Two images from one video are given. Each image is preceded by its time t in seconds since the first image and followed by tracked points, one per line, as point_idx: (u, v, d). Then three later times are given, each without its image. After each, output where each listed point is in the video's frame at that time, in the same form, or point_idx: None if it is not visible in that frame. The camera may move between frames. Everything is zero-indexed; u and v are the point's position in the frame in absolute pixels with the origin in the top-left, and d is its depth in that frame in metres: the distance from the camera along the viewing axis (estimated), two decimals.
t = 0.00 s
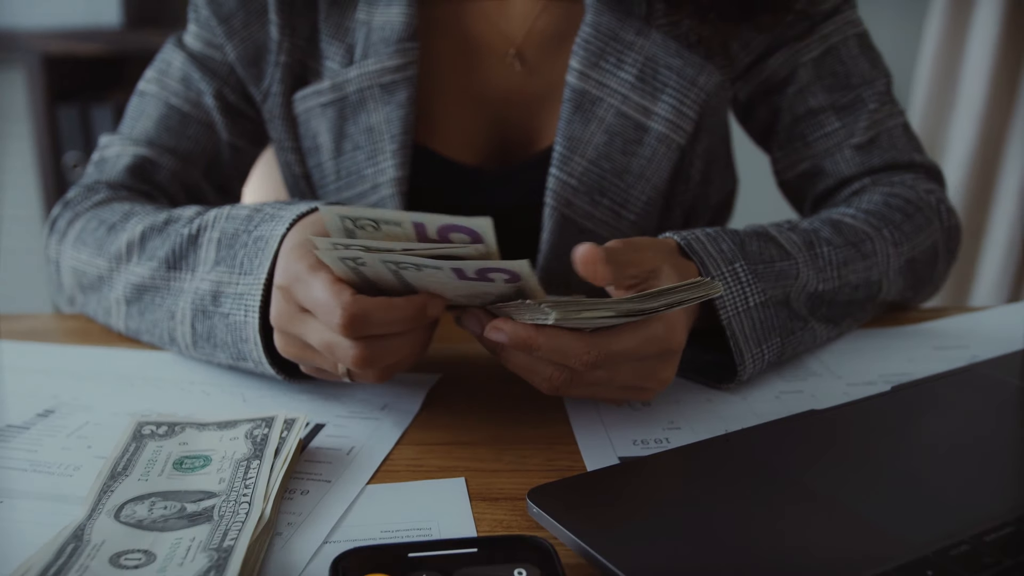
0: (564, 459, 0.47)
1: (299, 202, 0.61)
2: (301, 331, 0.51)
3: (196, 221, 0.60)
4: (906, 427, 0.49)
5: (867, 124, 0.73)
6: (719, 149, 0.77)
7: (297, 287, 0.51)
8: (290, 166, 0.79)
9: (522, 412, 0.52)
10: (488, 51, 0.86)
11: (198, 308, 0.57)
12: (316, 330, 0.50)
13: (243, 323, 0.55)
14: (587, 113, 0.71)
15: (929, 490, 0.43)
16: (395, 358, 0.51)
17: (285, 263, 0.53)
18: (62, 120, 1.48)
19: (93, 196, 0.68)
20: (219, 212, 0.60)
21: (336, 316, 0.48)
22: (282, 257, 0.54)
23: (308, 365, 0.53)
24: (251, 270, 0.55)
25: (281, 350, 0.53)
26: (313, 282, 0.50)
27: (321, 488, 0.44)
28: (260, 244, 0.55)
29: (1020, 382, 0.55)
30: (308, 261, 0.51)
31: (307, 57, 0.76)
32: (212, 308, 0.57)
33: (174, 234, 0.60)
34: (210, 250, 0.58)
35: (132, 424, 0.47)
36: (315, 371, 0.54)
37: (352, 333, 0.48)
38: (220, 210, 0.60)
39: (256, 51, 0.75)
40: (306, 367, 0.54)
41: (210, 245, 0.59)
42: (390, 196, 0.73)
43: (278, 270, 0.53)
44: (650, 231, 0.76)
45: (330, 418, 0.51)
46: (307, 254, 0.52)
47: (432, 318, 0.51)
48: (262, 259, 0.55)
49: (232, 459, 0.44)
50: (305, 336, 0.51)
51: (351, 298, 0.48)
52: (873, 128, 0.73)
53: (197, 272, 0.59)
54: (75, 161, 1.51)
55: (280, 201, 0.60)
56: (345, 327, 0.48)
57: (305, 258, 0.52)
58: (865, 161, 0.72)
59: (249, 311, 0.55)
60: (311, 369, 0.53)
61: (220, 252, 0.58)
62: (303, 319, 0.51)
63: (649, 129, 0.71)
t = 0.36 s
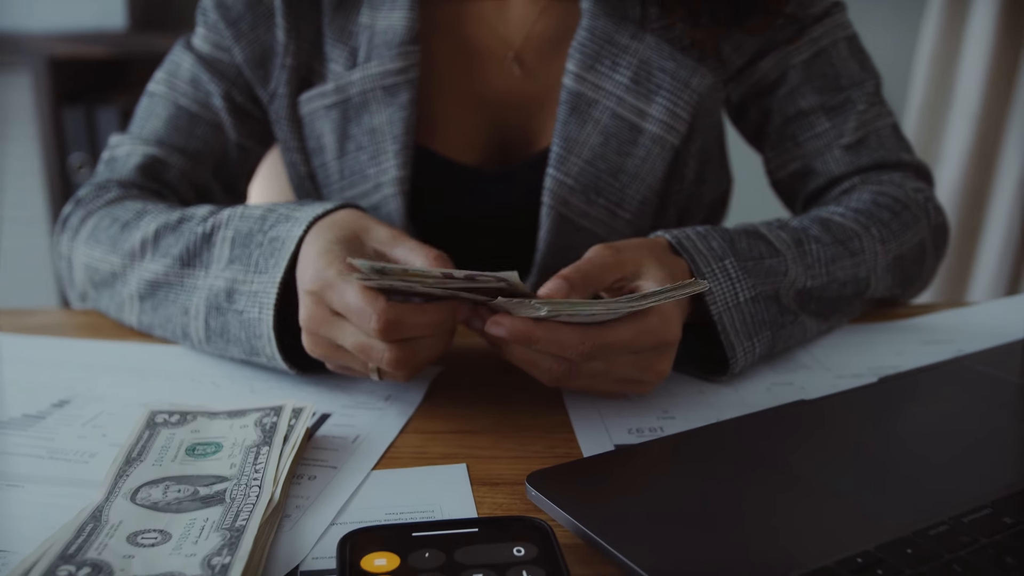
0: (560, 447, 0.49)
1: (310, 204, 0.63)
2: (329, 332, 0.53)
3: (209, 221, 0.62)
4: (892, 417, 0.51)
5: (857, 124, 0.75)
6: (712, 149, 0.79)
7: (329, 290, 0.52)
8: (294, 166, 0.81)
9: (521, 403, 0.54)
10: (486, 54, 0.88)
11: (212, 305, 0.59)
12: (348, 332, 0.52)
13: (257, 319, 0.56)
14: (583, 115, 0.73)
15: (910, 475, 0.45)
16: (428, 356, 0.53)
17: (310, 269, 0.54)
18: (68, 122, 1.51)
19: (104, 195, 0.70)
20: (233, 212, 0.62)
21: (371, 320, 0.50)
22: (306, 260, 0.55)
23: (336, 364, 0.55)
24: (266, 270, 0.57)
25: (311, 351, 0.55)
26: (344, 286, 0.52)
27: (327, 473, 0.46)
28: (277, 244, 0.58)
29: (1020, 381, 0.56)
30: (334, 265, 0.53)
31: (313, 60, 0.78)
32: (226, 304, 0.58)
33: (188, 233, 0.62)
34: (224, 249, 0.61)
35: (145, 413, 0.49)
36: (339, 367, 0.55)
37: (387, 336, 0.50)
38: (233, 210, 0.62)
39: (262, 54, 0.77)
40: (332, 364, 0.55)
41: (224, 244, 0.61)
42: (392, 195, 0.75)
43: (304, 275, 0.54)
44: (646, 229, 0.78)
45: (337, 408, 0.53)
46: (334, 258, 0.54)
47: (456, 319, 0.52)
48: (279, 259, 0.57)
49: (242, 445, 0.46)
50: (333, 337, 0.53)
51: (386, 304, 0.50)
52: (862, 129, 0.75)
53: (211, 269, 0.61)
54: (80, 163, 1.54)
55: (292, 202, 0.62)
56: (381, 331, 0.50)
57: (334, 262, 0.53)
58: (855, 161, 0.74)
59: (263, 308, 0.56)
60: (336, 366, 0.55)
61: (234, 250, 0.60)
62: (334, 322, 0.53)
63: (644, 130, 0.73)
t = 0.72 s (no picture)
0: (553, 436, 0.50)
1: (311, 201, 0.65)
2: (324, 323, 0.55)
3: (214, 217, 0.64)
4: (876, 408, 0.53)
5: (844, 124, 0.76)
6: (704, 149, 0.81)
7: (319, 283, 0.54)
8: (295, 166, 0.82)
9: (516, 392, 0.56)
10: (485, 56, 0.90)
11: (216, 298, 0.61)
12: (338, 324, 0.54)
13: (260, 312, 0.58)
14: (577, 115, 0.75)
15: (889, 462, 0.46)
16: (409, 350, 0.54)
17: (307, 260, 0.56)
18: (71, 124, 1.52)
19: (110, 194, 0.72)
20: (237, 209, 0.64)
21: (357, 311, 0.51)
22: (305, 253, 0.57)
23: (333, 354, 0.56)
24: (268, 263, 0.59)
25: (311, 341, 0.57)
26: (334, 277, 0.53)
27: (327, 460, 0.47)
28: (279, 239, 0.59)
29: (1019, 379, 0.57)
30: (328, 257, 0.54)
31: (313, 62, 0.80)
32: (230, 298, 0.60)
33: (193, 229, 0.64)
34: (228, 244, 0.62)
35: (151, 404, 0.51)
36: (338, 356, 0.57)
37: (371, 327, 0.52)
38: (237, 207, 0.64)
39: (264, 56, 0.79)
40: (332, 354, 0.57)
41: (228, 240, 0.62)
42: (390, 193, 0.77)
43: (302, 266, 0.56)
44: (639, 227, 0.79)
45: (337, 398, 0.54)
46: (329, 251, 0.55)
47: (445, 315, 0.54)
48: (281, 254, 0.59)
49: (246, 433, 0.48)
50: (328, 328, 0.54)
51: (371, 296, 0.51)
52: (849, 129, 0.76)
53: (215, 264, 0.62)
54: (83, 165, 1.55)
55: (294, 198, 0.63)
56: (364, 322, 0.51)
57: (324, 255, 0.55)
58: (843, 160, 0.76)
59: (266, 299, 0.58)
60: (336, 356, 0.57)
61: (238, 246, 0.62)
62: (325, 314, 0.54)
63: (637, 130, 0.75)
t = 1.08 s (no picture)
0: (549, 430, 0.52)
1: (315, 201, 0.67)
2: (320, 315, 0.56)
3: (221, 216, 0.65)
4: (867, 404, 0.54)
5: (837, 126, 0.78)
6: (699, 151, 0.82)
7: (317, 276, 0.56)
8: (297, 167, 0.83)
9: (515, 389, 0.57)
10: (484, 59, 0.91)
11: (221, 294, 0.62)
12: (334, 316, 0.55)
13: (264, 307, 0.59)
14: (574, 117, 0.76)
15: (877, 455, 0.47)
16: (403, 344, 0.55)
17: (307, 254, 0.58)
18: (74, 125, 1.54)
19: (115, 195, 0.73)
20: (243, 208, 0.65)
21: (348, 301, 0.53)
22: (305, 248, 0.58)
23: (330, 347, 0.58)
24: (274, 260, 0.60)
25: (306, 333, 0.58)
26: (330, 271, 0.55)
27: (328, 453, 0.48)
28: (284, 236, 0.60)
29: (1020, 380, 0.57)
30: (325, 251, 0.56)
31: (315, 65, 0.81)
32: (235, 293, 0.61)
33: (200, 227, 0.65)
34: (234, 242, 0.63)
35: (157, 399, 0.52)
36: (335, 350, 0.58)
37: (362, 318, 0.53)
38: (243, 207, 0.65)
39: (267, 58, 0.80)
40: (327, 347, 0.58)
41: (234, 238, 0.64)
42: (391, 194, 0.78)
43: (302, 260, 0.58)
44: (635, 228, 0.81)
45: (338, 394, 0.55)
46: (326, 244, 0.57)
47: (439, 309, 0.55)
48: (285, 249, 0.60)
49: (250, 427, 0.49)
50: (323, 320, 0.56)
51: (362, 287, 0.52)
52: (842, 131, 0.78)
53: (221, 262, 0.63)
54: (85, 167, 1.56)
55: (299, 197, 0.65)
56: (357, 313, 0.53)
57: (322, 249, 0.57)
58: (836, 161, 0.77)
59: (271, 296, 0.59)
60: (333, 350, 0.58)
61: (243, 244, 0.63)
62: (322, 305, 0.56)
63: (632, 131, 0.76)
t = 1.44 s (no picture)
0: (550, 430, 0.52)
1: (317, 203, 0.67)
2: (312, 317, 0.57)
3: (223, 218, 0.66)
4: (865, 403, 0.54)
5: (835, 128, 0.78)
6: (698, 152, 0.83)
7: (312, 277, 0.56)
8: (299, 169, 0.84)
9: (516, 389, 0.57)
10: (484, 62, 0.92)
11: (223, 295, 0.62)
12: (325, 317, 0.56)
13: (266, 308, 0.59)
14: (574, 119, 0.76)
15: (875, 454, 0.48)
16: (395, 343, 0.56)
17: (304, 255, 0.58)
18: (76, 127, 1.54)
19: (118, 196, 0.73)
20: (245, 210, 0.65)
21: (342, 301, 0.53)
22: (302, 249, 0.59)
23: (322, 348, 0.58)
24: (275, 262, 0.61)
25: (299, 334, 0.58)
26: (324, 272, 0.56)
27: (330, 451, 0.49)
28: (285, 237, 0.61)
29: (1021, 381, 0.57)
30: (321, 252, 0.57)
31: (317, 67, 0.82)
32: (237, 295, 0.62)
33: (202, 229, 0.66)
34: (235, 244, 0.64)
35: (161, 398, 0.52)
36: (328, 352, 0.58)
37: (356, 318, 0.54)
38: (245, 209, 0.66)
39: (270, 61, 0.81)
40: (320, 349, 0.58)
41: (236, 240, 0.64)
42: (392, 196, 0.78)
43: (296, 262, 0.59)
44: (635, 229, 0.81)
45: (339, 394, 0.56)
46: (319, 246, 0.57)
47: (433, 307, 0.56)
48: (285, 250, 0.60)
49: (253, 426, 0.49)
50: (315, 321, 0.56)
51: (354, 287, 0.53)
52: (841, 133, 0.78)
53: (223, 263, 0.64)
54: (86, 169, 1.57)
55: (301, 200, 0.65)
56: (349, 313, 0.53)
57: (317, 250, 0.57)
58: (834, 163, 0.77)
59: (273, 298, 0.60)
60: (325, 351, 0.58)
61: (245, 246, 0.63)
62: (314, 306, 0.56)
63: (632, 133, 0.77)
